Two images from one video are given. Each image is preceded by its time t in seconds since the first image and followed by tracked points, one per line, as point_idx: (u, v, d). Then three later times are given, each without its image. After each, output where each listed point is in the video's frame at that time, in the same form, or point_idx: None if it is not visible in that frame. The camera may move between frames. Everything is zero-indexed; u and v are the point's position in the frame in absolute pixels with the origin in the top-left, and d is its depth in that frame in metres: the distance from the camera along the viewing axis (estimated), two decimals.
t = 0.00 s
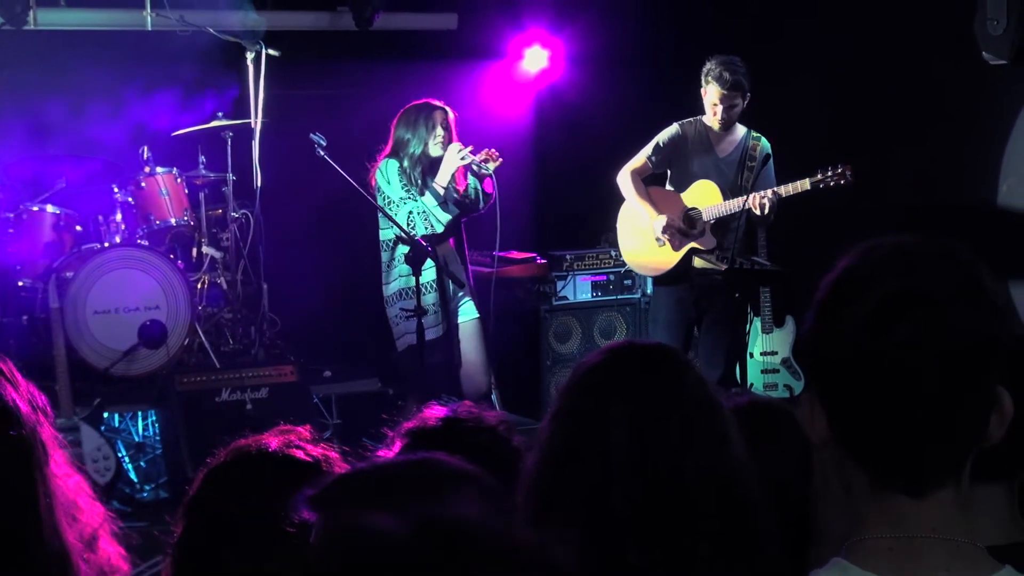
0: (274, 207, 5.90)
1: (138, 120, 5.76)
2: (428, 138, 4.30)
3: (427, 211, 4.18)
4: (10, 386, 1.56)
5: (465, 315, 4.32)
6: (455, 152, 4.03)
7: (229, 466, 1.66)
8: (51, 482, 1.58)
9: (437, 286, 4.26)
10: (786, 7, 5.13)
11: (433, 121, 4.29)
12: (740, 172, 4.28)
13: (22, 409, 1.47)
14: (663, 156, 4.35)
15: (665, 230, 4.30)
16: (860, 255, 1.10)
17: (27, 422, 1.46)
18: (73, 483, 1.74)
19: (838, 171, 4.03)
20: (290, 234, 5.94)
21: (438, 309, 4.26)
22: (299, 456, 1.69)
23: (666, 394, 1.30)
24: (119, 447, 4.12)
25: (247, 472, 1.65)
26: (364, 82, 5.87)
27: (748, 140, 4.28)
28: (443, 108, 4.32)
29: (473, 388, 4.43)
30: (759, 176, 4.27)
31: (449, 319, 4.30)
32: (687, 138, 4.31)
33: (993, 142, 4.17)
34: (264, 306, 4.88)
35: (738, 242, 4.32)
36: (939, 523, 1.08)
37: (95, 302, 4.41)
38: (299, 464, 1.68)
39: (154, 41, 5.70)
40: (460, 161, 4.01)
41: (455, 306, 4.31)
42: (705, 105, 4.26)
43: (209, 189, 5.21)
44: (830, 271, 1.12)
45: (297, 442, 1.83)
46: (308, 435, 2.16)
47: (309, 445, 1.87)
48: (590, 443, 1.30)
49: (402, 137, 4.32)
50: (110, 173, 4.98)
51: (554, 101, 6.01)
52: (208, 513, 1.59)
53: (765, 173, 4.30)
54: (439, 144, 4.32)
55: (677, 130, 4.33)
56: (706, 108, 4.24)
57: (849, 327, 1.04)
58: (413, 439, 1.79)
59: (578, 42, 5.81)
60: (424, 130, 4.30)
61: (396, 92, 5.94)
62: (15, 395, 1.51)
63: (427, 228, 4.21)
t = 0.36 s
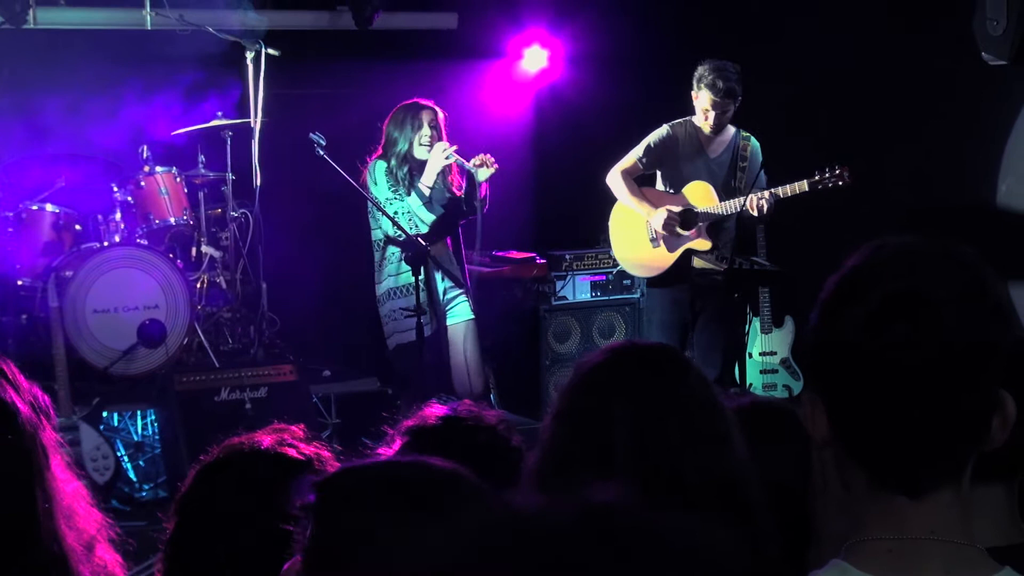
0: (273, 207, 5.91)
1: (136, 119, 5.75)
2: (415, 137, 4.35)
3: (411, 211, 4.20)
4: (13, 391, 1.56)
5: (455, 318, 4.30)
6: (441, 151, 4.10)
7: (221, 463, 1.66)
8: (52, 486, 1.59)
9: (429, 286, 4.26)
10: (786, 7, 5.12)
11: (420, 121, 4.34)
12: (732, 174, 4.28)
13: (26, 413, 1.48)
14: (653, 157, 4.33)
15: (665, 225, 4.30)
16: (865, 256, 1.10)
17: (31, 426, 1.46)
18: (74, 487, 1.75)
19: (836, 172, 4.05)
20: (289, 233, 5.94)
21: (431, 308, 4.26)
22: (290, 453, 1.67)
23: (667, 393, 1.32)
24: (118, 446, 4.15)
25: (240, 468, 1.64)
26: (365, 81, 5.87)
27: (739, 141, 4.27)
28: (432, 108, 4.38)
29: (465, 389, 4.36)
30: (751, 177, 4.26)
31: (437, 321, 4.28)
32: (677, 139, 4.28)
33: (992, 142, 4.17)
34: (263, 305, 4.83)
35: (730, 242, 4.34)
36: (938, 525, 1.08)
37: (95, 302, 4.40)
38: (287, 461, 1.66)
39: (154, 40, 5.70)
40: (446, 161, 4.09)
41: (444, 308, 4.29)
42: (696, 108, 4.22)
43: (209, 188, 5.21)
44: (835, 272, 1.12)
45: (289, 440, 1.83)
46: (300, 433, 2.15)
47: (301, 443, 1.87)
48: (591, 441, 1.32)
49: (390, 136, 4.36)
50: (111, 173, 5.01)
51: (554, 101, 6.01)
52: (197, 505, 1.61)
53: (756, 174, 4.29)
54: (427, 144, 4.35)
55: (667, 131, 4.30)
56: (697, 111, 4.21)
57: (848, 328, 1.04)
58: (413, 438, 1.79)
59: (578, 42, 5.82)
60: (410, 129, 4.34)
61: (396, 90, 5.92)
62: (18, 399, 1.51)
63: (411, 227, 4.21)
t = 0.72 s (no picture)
0: (274, 206, 5.90)
1: (138, 119, 5.76)
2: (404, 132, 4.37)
3: (404, 211, 4.23)
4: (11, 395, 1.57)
5: (455, 318, 4.28)
6: (440, 156, 4.06)
7: (213, 465, 1.66)
8: (52, 489, 1.61)
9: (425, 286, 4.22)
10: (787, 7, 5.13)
11: (403, 116, 4.36)
12: (722, 173, 4.28)
13: (25, 422, 1.50)
14: (643, 158, 4.33)
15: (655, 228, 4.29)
16: (878, 254, 1.11)
17: (28, 435, 1.48)
18: (79, 480, 1.77)
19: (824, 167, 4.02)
20: (290, 232, 5.94)
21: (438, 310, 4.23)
22: (284, 451, 1.69)
23: (668, 395, 1.31)
24: (120, 445, 4.24)
25: (238, 468, 1.65)
26: (368, 80, 5.87)
27: (728, 140, 4.27)
28: (415, 101, 4.39)
29: (462, 389, 4.34)
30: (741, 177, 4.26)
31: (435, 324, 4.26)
32: (666, 140, 4.28)
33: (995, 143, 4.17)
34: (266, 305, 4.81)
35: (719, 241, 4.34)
36: (944, 526, 1.08)
37: (96, 302, 4.39)
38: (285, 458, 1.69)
39: (155, 39, 5.68)
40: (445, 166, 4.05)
41: (441, 310, 4.25)
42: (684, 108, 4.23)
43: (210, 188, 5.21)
44: (846, 272, 1.12)
45: (284, 438, 1.84)
46: (294, 434, 2.10)
47: (298, 443, 1.87)
48: (593, 443, 1.32)
49: (387, 134, 4.39)
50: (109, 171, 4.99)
51: (555, 100, 6.01)
52: (193, 504, 1.61)
53: (745, 171, 4.30)
54: (416, 136, 4.37)
55: (656, 132, 4.31)
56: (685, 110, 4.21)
57: (855, 330, 1.04)
58: (414, 437, 1.79)
59: (580, 41, 5.81)
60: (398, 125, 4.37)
61: (397, 89, 5.91)
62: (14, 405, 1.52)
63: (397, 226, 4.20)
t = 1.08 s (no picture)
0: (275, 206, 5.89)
1: (139, 118, 5.76)
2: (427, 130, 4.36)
3: (417, 209, 4.20)
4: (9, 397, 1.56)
5: (457, 318, 4.29)
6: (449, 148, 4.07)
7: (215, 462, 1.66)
8: (50, 492, 1.61)
9: (430, 284, 4.25)
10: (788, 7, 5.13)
11: (429, 113, 4.38)
12: (709, 170, 4.28)
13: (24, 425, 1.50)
14: (629, 159, 4.31)
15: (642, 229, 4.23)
16: (889, 254, 1.11)
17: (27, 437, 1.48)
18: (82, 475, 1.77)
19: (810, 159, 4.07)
20: (289, 232, 5.94)
21: (435, 308, 4.27)
22: (285, 450, 1.70)
23: (667, 394, 1.30)
24: (121, 444, 4.29)
25: (237, 468, 1.65)
26: (371, 78, 5.87)
27: (712, 138, 4.28)
28: (441, 101, 4.41)
29: (464, 388, 4.37)
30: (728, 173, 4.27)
31: (439, 320, 4.28)
32: (651, 139, 4.27)
33: (996, 142, 4.16)
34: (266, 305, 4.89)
35: (709, 239, 4.31)
36: (952, 526, 1.08)
37: (96, 301, 4.39)
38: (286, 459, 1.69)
39: (155, 38, 5.66)
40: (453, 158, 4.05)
41: (444, 308, 4.28)
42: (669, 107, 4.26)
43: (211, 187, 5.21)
44: (855, 273, 1.12)
45: (284, 437, 1.84)
46: (295, 432, 2.12)
47: (298, 442, 1.87)
48: (593, 445, 1.32)
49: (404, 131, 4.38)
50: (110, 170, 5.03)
51: (555, 99, 6.02)
52: (193, 503, 1.61)
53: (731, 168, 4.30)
54: (439, 135, 4.36)
55: (640, 132, 4.29)
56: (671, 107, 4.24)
57: (863, 330, 1.05)
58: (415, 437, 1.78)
59: (580, 41, 5.82)
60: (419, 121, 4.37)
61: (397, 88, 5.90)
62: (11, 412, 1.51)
63: (416, 225, 4.23)
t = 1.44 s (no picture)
0: (277, 207, 5.90)
1: (142, 119, 5.76)
2: (434, 130, 4.34)
3: (431, 206, 4.25)
4: (11, 399, 1.62)
5: (466, 317, 4.29)
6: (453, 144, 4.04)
7: (212, 466, 1.68)
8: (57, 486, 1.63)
9: (438, 284, 4.22)
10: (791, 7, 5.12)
11: (437, 115, 4.35)
12: (700, 170, 4.27)
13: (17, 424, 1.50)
14: (619, 164, 4.30)
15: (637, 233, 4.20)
16: (897, 253, 1.10)
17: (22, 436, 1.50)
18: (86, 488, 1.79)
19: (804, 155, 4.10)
20: (291, 233, 5.93)
21: (440, 307, 4.24)
22: (284, 452, 1.69)
23: (666, 396, 1.30)
24: (124, 445, 4.20)
25: (236, 470, 1.66)
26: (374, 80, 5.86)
27: (702, 139, 4.27)
28: (450, 103, 4.38)
29: (474, 388, 4.41)
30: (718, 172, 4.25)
31: (449, 319, 4.28)
32: (640, 143, 4.26)
33: (1000, 143, 4.15)
34: (270, 305, 4.91)
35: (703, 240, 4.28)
36: (957, 528, 1.07)
37: (100, 302, 4.40)
38: (285, 463, 1.68)
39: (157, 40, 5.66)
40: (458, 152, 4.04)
41: (455, 308, 4.28)
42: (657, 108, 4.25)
43: (214, 188, 5.20)
44: (862, 273, 1.12)
45: (285, 440, 1.84)
46: (296, 433, 2.15)
47: (297, 443, 1.87)
48: (593, 446, 1.30)
49: (411, 132, 4.37)
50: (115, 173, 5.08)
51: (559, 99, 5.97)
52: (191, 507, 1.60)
53: (722, 167, 4.29)
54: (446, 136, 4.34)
55: (629, 136, 4.28)
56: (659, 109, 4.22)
57: (872, 328, 1.05)
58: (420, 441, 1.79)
59: (584, 42, 5.81)
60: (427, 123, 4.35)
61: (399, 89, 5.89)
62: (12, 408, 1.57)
63: (431, 222, 4.27)
